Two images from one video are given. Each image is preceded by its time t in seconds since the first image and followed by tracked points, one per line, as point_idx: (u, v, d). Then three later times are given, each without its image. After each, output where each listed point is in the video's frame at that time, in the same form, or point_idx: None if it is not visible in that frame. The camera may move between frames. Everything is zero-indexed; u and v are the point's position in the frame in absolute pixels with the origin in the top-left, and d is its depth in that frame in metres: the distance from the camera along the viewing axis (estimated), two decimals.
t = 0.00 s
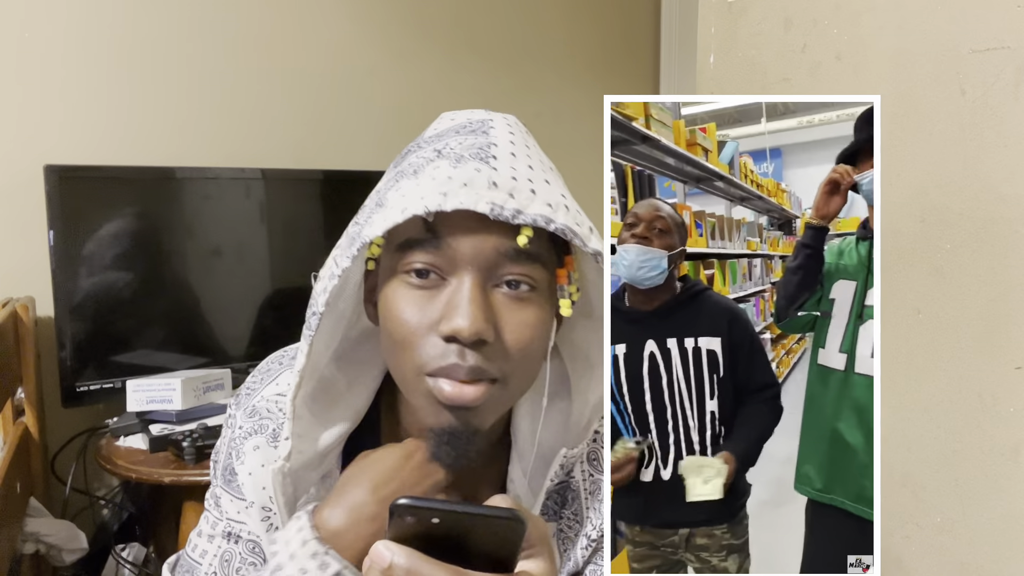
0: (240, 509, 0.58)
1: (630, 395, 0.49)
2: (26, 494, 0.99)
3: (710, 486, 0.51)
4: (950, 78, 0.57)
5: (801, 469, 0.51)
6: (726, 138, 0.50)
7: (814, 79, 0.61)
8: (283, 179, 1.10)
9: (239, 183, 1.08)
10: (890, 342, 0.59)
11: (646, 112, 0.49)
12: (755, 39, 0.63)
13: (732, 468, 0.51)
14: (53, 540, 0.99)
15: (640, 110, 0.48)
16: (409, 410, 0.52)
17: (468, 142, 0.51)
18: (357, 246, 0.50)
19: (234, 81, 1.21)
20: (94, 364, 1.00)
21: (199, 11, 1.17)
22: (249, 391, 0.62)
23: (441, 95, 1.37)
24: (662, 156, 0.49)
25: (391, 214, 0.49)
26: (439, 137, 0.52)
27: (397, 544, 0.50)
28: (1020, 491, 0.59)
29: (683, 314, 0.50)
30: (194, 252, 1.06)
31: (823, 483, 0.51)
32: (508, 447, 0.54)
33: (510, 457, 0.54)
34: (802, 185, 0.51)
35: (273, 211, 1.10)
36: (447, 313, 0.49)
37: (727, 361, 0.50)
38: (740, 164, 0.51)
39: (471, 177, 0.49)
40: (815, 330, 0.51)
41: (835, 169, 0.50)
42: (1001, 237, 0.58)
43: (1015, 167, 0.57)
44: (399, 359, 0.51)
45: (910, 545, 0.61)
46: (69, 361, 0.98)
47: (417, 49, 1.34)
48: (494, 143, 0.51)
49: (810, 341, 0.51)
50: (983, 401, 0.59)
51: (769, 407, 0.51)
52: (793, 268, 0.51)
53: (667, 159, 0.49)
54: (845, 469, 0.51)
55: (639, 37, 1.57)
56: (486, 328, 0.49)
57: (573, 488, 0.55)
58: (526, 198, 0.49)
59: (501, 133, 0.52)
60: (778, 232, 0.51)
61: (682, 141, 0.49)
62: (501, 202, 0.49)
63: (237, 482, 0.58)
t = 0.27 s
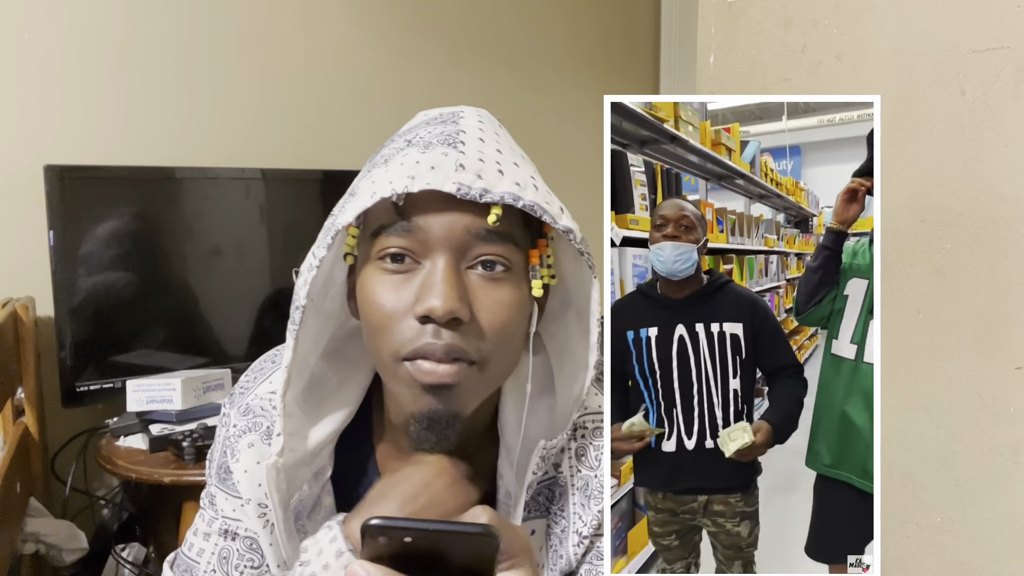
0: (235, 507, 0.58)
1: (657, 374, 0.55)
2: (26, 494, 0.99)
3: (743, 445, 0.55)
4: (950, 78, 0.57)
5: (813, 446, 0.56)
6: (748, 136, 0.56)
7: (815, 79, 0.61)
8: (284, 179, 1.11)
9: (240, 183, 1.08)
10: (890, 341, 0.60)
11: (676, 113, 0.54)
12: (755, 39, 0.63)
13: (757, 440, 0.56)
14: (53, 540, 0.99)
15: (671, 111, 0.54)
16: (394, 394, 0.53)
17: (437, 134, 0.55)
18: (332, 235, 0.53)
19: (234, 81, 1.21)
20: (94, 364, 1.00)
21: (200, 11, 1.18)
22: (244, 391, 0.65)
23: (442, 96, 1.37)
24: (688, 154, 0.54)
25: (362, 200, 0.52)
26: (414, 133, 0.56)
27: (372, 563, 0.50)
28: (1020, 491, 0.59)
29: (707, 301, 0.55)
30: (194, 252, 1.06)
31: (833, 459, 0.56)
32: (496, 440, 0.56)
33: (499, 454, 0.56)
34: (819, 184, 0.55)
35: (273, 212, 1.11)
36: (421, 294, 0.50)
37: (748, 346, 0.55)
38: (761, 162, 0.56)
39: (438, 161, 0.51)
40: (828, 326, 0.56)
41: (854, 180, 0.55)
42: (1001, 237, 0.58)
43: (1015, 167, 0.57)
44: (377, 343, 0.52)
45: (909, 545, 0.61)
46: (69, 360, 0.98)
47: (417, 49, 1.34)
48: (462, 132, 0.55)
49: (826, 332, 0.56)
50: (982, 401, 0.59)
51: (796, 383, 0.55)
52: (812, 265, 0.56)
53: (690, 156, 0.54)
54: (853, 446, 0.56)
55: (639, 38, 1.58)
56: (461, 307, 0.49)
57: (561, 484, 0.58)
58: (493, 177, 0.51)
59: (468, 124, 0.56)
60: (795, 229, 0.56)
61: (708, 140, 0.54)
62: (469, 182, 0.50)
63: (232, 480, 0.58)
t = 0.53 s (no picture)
0: (232, 506, 0.58)
1: (686, 359, 0.54)
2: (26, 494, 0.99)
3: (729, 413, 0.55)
4: (950, 78, 0.57)
5: (813, 426, 0.55)
6: (764, 138, 0.55)
7: (815, 78, 0.61)
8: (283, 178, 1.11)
9: (239, 182, 1.08)
10: (890, 341, 0.60)
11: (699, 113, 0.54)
12: (755, 38, 0.63)
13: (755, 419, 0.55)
14: (53, 540, 0.99)
15: (695, 114, 0.53)
16: (390, 396, 0.54)
17: (429, 135, 0.55)
18: (324, 238, 0.54)
19: (233, 81, 1.21)
20: (94, 364, 1.00)
21: (199, 10, 1.17)
22: (240, 390, 0.65)
23: (441, 95, 1.37)
24: (706, 153, 0.53)
25: (353, 205, 0.52)
26: (406, 134, 0.56)
27: (380, 565, 0.51)
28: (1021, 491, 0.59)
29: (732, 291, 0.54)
30: (194, 251, 1.06)
31: (833, 437, 0.56)
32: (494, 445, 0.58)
33: (496, 458, 0.57)
34: (830, 186, 0.55)
35: (273, 212, 1.11)
36: (414, 298, 0.50)
37: (769, 334, 0.54)
38: (775, 163, 0.55)
39: (429, 164, 0.51)
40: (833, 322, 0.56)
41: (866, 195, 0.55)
42: (1001, 237, 0.58)
43: (1016, 166, 0.57)
44: (373, 346, 0.52)
45: (909, 545, 0.61)
46: (69, 360, 0.98)
47: (416, 49, 1.34)
48: (454, 134, 0.54)
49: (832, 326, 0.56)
50: (982, 401, 0.59)
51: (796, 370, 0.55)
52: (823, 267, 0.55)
53: (708, 155, 0.53)
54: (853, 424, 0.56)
55: (639, 37, 1.58)
56: (453, 310, 0.50)
57: (560, 486, 0.59)
58: (485, 180, 0.51)
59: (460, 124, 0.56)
60: (804, 230, 0.54)
61: (727, 141, 0.54)
62: (460, 185, 0.50)
63: (229, 480, 0.58)
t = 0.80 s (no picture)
0: (237, 509, 0.58)
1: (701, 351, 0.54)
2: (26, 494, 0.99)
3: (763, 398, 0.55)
4: (950, 78, 0.57)
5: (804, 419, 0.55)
6: (768, 138, 0.55)
7: (815, 79, 0.61)
8: (283, 179, 1.11)
9: (240, 183, 1.08)
10: (889, 341, 0.60)
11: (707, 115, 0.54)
12: (756, 38, 0.63)
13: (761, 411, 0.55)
14: (53, 540, 0.99)
15: (703, 114, 0.53)
16: (397, 413, 0.53)
17: (430, 144, 0.54)
18: (324, 252, 0.53)
19: (233, 82, 1.21)
20: (94, 364, 1.00)
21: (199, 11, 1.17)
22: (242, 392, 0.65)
23: (441, 95, 1.37)
24: (707, 150, 0.53)
25: (354, 220, 0.51)
26: (406, 141, 0.56)
27: (392, 561, 0.50)
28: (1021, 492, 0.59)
29: (744, 290, 0.54)
30: (194, 251, 1.06)
31: (822, 430, 0.55)
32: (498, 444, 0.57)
33: (502, 459, 0.57)
34: (831, 189, 0.55)
35: (273, 212, 1.11)
36: (420, 317, 0.50)
37: (778, 335, 0.55)
38: (778, 164, 0.54)
39: (432, 177, 0.51)
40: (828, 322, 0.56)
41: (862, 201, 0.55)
42: (1001, 237, 0.58)
43: (1016, 167, 0.57)
44: (379, 365, 0.52)
45: (909, 545, 0.61)
46: (69, 361, 0.98)
47: (416, 49, 1.34)
48: (455, 141, 0.54)
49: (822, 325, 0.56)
50: (982, 401, 0.59)
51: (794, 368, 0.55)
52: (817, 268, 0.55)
53: (712, 154, 0.53)
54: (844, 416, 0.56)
55: (638, 38, 1.57)
56: (460, 329, 0.49)
57: (562, 487, 0.59)
58: (489, 193, 0.51)
59: (461, 132, 0.55)
60: (802, 231, 0.54)
61: (732, 142, 0.54)
62: (464, 200, 0.50)
63: (233, 482, 0.58)
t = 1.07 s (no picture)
0: (238, 509, 0.58)
1: (710, 356, 0.54)
2: (26, 494, 0.99)
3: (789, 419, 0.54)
4: (950, 78, 0.57)
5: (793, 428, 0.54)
6: (775, 142, 0.53)
7: (815, 79, 0.62)
8: (283, 179, 1.11)
9: (240, 183, 1.09)
10: (891, 339, 0.61)
11: (716, 114, 0.53)
12: (755, 38, 0.64)
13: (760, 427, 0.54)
14: (52, 540, 0.99)
15: (708, 113, 0.52)
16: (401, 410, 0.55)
17: (437, 145, 0.54)
18: (329, 253, 0.53)
19: (233, 82, 1.21)
20: (93, 364, 1.00)
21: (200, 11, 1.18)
22: (244, 392, 0.65)
23: (441, 97, 1.37)
24: (714, 150, 0.53)
25: (361, 222, 0.51)
26: (411, 142, 0.56)
27: (403, 559, 0.51)
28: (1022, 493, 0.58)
29: (754, 300, 0.54)
30: (194, 252, 1.06)
31: (812, 440, 0.54)
32: (501, 446, 0.60)
33: (503, 458, 0.59)
34: (837, 195, 0.53)
35: (273, 212, 1.11)
36: (427, 319, 0.51)
37: (782, 345, 0.54)
38: (784, 168, 0.53)
39: (439, 179, 0.51)
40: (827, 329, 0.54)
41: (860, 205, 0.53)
42: (1001, 237, 0.57)
43: (1017, 167, 0.56)
44: (385, 365, 0.53)
45: (909, 546, 0.62)
46: (68, 361, 0.98)
47: (416, 50, 1.34)
48: (462, 142, 0.55)
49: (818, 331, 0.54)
50: (982, 401, 0.58)
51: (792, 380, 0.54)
52: (816, 272, 0.54)
53: (716, 154, 0.53)
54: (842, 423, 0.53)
55: (638, 39, 1.57)
56: (466, 331, 0.51)
57: (564, 487, 0.61)
58: (497, 196, 0.51)
59: (467, 133, 0.56)
60: (805, 236, 0.54)
61: (736, 142, 0.53)
62: (472, 203, 0.51)
63: (234, 482, 0.58)
